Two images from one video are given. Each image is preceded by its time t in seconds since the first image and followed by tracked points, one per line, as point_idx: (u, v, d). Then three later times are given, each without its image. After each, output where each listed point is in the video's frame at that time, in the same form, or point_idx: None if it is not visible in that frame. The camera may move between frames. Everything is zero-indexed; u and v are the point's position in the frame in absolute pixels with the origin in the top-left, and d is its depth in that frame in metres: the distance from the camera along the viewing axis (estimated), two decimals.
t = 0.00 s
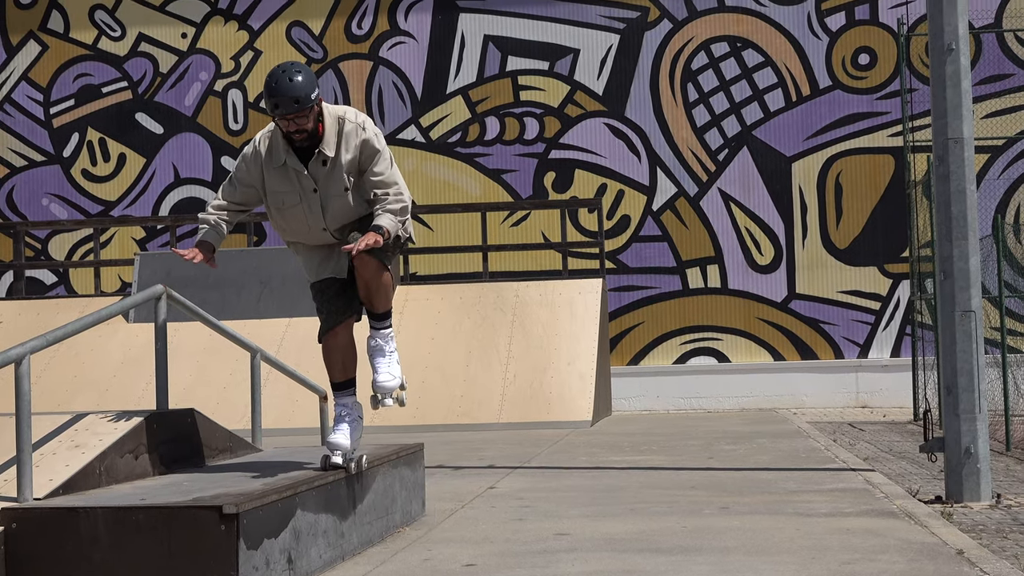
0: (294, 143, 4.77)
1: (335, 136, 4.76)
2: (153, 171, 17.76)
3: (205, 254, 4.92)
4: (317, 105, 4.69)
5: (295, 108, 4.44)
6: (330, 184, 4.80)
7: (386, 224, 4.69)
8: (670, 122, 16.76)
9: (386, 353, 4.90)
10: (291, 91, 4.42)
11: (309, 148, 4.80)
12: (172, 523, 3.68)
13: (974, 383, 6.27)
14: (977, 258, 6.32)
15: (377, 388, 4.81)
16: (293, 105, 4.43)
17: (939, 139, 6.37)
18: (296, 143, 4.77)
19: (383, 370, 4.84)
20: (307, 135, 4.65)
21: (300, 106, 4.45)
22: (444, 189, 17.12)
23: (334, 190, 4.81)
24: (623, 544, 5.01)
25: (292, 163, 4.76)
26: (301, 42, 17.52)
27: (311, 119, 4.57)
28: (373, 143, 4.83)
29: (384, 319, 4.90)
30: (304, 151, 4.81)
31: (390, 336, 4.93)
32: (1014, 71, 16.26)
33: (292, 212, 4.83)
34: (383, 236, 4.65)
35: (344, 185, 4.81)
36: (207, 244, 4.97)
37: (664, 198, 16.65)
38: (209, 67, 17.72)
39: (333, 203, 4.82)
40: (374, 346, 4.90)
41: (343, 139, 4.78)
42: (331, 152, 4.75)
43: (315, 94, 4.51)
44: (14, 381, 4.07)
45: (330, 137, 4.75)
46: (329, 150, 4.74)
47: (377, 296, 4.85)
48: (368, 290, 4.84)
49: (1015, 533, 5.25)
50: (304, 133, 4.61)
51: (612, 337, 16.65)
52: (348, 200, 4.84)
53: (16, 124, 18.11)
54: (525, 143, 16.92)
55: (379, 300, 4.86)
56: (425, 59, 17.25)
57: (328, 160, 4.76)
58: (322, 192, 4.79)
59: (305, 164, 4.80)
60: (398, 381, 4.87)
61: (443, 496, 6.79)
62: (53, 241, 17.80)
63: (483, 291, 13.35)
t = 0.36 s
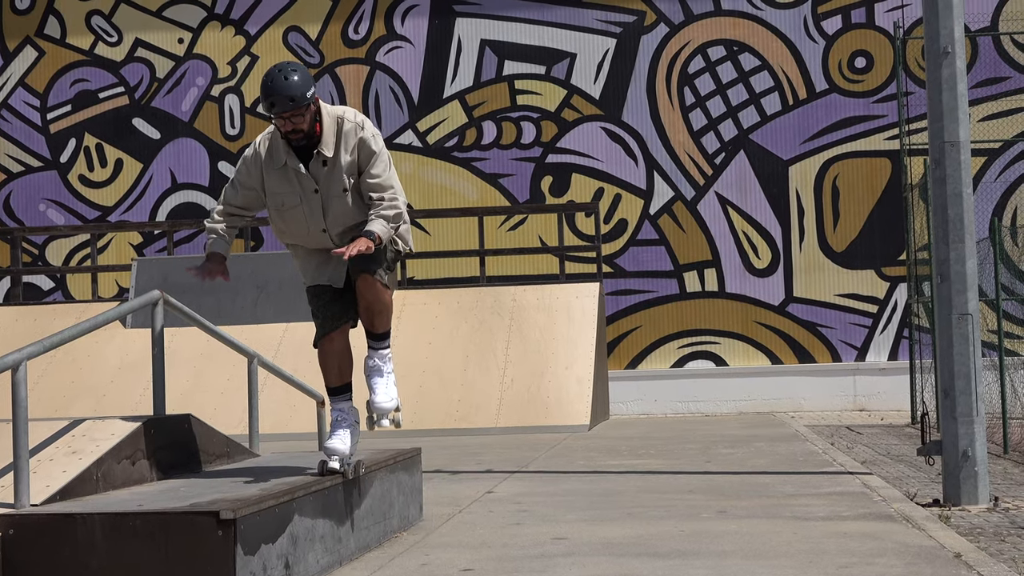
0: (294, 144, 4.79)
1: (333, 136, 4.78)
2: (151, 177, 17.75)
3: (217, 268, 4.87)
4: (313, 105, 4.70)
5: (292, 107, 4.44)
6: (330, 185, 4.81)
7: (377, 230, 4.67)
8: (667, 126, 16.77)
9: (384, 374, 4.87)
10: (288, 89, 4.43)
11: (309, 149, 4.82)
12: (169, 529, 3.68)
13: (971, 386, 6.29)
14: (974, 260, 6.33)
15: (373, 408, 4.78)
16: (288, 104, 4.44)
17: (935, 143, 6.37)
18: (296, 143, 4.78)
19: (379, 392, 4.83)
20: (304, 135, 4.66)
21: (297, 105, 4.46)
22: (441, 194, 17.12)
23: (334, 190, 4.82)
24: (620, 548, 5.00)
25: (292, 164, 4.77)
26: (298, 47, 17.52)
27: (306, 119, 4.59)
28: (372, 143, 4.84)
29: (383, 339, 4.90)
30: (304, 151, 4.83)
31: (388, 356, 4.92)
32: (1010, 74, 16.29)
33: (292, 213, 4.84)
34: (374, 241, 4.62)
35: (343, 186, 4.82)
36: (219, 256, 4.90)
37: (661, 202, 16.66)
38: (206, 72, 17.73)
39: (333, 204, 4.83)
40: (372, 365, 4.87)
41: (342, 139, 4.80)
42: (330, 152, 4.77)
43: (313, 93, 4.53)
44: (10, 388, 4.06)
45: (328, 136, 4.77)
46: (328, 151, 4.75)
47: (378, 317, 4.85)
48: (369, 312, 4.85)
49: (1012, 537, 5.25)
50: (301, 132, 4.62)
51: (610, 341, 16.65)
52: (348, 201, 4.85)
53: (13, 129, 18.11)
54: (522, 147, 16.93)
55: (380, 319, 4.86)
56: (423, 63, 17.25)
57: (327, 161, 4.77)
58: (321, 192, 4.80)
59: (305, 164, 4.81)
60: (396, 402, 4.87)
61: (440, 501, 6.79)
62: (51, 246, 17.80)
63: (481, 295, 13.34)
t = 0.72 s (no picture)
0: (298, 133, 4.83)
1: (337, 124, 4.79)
2: (151, 180, 17.77)
3: (244, 284, 5.04)
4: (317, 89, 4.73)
5: (291, 87, 4.52)
6: (334, 174, 4.83)
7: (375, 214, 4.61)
8: (667, 129, 16.77)
9: (417, 440, 4.96)
10: (287, 67, 4.51)
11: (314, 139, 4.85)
12: (169, 531, 3.68)
13: (971, 388, 6.28)
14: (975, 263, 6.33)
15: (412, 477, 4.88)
16: (288, 84, 4.52)
17: (935, 145, 6.37)
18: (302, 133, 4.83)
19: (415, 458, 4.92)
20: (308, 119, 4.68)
21: (295, 85, 4.53)
22: (441, 197, 17.13)
23: (339, 179, 4.83)
24: (620, 551, 5.00)
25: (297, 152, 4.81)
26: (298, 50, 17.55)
27: (308, 100, 4.62)
28: (376, 129, 4.84)
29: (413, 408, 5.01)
30: (308, 141, 4.86)
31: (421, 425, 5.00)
32: (1011, 77, 16.29)
33: (298, 204, 4.86)
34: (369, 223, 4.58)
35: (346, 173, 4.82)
36: (249, 273, 5.07)
37: (661, 205, 16.67)
38: (206, 76, 17.74)
39: (338, 193, 4.84)
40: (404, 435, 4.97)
41: (347, 128, 4.81)
42: (334, 139, 4.78)
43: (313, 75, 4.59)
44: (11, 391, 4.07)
45: (331, 122, 4.77)
46: (330, 138, 4.77)
47: (407, 387, 4.99)
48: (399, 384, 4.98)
49: (1013, 539, 5.25)
50: (303, 116, 4.66)
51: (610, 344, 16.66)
52: (352, 189, 4.84)
53: (14, 133, 18.13)
54: (522, 150, 16.94)
55: (410, 388, 4.99)
56: (423, 66, 17.25)
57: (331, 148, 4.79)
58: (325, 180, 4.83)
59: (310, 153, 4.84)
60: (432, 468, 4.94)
61: (440, 504, 6.78)
62: (51, 250, 17.82)
63: (481, 298, 13.32)
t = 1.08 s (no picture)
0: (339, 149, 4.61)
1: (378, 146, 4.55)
2: (150, 183, 17.77)
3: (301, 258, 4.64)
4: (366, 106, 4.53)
5: (336, 98, 4.35)
6: (364, 195, 4.60)
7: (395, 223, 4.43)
8: (666, 131, 16.78)
9: (458, 494, 4.58)
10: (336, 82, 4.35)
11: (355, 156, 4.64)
12: (169, 533, 3.69)
13: (971, 391, 6.28)
14: (974, 264, 6.34)
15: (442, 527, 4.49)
16: (334, 95, 4.35)
17: (935, 147, 6.37)
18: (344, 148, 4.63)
19: (451, 511, 4.53)
20: (355, 136, 4.50)
21: (342, 96, 4.36)
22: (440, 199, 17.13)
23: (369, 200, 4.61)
24: (620, 553, 5.00)
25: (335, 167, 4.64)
26: (297, 52, 17.57)
27: (356, 117, 4.45)
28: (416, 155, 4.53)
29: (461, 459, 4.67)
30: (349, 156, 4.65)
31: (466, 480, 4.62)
32: (1010, 78, 16.30)
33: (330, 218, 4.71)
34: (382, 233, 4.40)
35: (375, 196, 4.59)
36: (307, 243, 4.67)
37: (660, 207, 16.68)
38: (206, 78, 17.76)
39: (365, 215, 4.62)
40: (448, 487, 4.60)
41: (386, 150, 4.55)
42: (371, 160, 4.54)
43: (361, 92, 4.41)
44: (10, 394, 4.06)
45: (372, 141, 4.53)
46: (366, 158, 4.52)
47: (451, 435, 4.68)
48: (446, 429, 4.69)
49: (1012, 540, 5.26)
50: (350, 132, 4.48)
51: (610, 346, 16.66)
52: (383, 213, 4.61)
53: (13, 135, 18.13)
54: (521, 152, 16.94)
55: (457, 438, 4.68)
56: (422, 69, 17.26)
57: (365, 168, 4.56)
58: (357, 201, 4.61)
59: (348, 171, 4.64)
60: (472, 524, 4.55)
61: (440, 506, 6.78)
62: (50, 252, 17.81)
63: (480, 300, 13.31)
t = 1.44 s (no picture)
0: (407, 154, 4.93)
1: (445, 156, 4.85)
2: (146, 181, 17.75)
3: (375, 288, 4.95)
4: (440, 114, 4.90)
5: (414, 91, 4.73)
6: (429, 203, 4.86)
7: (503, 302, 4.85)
8: (663, 132, 16.79)
9: (462, 506, 4.93)
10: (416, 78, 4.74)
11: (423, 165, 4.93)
12: (164, 530, 3.70)
13: (967, 392, 6.29)
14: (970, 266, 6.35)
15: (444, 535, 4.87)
16: (414, 88, 4.74)
17: (932, 148, 6.37)
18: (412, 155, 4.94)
19: (453, 521, 4.91)
20: (425, 135, 4.80)
21: (421, 90, 4.73)
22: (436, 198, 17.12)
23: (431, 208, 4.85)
24: (616, 553, 4.99)
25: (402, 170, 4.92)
26: (294, 51, 17.54)
27: (430, 116, 4.80)
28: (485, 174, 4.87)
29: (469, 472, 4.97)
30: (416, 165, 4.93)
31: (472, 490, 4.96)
32: (1007, 80, 16.32)
33: (391, 222, 4.95)
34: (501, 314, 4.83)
35: (439, 208, 4.84)
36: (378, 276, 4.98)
37: (657, 207, 16.68)
38: (202, 76, 17.73)
39: (427, 224, 4.86)
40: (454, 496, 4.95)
41: (456, 162, 4.86)
42: (438, 167, 4.84)
43: (439, 93, 4.80)
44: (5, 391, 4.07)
45: (441, 149, 4.85)
46: (434, 164, 4.83)
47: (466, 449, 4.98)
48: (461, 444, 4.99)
49: (1008, 542, 5.26)
50: (421, 128, 4.79)
51: (606, 345, 16.67)
52: (445, 225, 4.85)
53: (9, 132, 18.11)
54: (518, 152, 16.95)
55: (469, 452, 4.98)
56: (419, 68, 17.25)
57: (433, 176, 4.85)
58: (422, 210, 4.87)
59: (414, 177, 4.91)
60: (468, 533, 4.94)
61: (436, 505, 6.78)
62: (46, 249, 17.78)
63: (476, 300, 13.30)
